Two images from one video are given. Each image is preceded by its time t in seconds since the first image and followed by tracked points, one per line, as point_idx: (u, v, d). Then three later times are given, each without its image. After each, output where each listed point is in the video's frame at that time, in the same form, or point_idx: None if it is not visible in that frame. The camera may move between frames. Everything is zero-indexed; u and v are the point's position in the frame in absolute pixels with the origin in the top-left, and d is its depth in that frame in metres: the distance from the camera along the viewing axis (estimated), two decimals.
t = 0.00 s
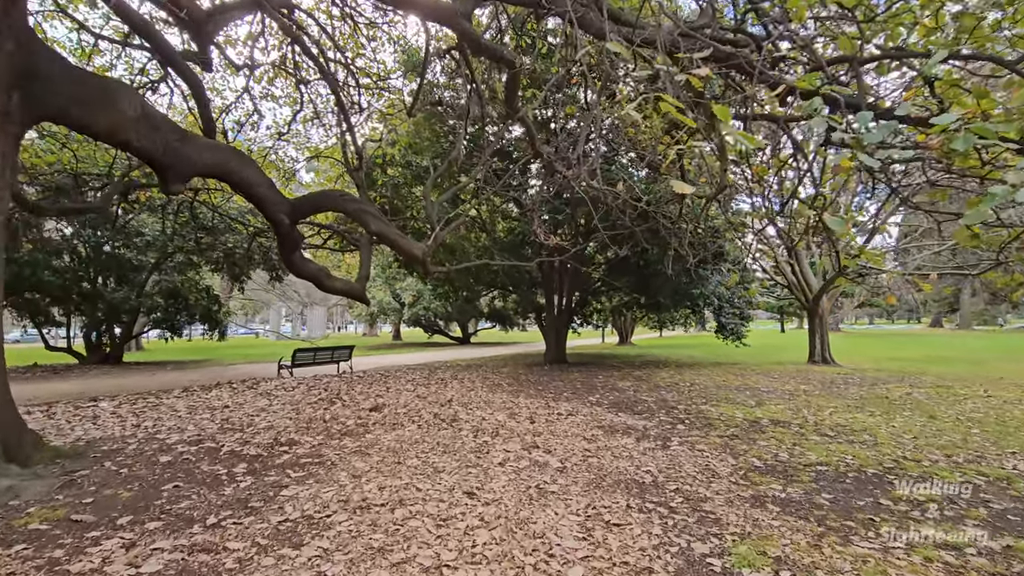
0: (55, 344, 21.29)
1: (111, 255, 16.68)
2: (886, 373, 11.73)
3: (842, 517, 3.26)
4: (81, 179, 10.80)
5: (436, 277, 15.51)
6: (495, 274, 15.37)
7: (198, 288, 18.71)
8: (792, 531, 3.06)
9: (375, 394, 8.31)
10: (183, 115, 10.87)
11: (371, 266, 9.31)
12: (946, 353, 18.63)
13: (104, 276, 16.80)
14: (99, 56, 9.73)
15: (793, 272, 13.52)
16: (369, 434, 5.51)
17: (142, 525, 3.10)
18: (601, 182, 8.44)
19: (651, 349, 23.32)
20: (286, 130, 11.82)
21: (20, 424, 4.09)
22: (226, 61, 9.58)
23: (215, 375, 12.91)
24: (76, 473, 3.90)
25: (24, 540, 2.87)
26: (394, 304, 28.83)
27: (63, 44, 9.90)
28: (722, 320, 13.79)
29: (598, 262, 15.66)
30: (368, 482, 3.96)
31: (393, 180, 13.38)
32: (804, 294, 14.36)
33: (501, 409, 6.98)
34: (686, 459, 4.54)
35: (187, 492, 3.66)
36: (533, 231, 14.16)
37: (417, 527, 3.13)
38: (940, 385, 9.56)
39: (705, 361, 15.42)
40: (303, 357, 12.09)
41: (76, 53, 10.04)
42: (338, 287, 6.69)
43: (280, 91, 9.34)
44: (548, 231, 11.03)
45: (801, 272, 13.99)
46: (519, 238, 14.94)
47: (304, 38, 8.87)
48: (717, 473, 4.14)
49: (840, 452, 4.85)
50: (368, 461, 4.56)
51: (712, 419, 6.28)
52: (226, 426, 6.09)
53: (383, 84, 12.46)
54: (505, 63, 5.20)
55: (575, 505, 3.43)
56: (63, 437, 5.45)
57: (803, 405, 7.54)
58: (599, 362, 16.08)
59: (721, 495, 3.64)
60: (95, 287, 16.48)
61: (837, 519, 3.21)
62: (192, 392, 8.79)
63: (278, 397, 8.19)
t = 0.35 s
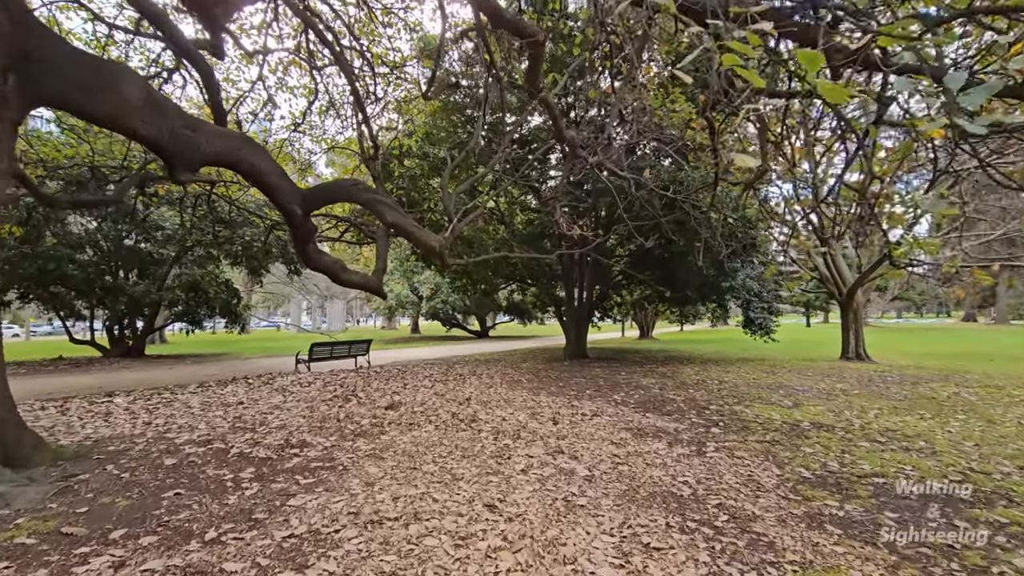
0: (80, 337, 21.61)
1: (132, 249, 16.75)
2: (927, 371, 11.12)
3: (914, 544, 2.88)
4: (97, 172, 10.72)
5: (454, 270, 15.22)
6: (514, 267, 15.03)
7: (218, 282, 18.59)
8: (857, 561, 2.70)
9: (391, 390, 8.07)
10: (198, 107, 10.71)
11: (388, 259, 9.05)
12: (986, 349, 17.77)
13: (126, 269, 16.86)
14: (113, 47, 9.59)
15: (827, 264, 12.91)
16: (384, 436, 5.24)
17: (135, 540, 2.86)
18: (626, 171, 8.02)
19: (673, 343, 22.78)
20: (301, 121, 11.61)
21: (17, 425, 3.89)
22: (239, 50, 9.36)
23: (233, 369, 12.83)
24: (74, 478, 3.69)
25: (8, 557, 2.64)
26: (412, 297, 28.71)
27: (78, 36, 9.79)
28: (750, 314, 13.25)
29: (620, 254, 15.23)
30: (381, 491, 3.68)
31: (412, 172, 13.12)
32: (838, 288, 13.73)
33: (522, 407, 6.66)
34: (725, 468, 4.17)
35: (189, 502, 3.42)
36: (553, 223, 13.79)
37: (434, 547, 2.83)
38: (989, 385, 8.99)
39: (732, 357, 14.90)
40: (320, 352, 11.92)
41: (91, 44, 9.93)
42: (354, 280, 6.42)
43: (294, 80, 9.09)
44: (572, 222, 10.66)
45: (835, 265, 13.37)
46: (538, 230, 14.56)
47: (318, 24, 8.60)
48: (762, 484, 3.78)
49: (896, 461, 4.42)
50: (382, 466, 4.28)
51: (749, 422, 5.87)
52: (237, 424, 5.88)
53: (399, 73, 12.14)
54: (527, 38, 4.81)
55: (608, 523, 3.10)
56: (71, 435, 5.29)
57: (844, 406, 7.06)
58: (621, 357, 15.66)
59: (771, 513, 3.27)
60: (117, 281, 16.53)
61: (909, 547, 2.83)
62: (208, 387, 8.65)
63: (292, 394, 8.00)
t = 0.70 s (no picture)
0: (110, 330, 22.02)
1: (157, 243, 16.87)
2: (980, 369, 10.37)
3: None
4: (119, 165, 10.70)
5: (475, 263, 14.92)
6: (536, 259, 14.64)
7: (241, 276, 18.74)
8: None
9: (410, 386, 7.80)
10: (217, 99, 10.58)
11: (406, 251, 8.77)
12: None
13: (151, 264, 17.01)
14: (132, 38, 9.50)
15: (869, 257, 12.17)
16: (399, 435, 4.94)
17: (119, 554, 2.60)
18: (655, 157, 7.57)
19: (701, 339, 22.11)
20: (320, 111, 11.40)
21: (13, 422, 3.69)
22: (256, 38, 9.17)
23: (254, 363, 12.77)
24: (68, 480, 3.46)
25: None
26: (434, 292, 28.55)
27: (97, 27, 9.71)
28: (785, 309, 12.61)
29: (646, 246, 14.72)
30: (392, 499, 3.36)
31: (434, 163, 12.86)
32: (881, 281, 12.96)
33: (546, 406, 6.29)
34: (775, 477, 3.73)
35: (184, 508, 3.14)
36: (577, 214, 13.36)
37: (447, 569, 2.50)
38: None
39: (764, 353, 14.28)
40: (339, 346, 11.75)
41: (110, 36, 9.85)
42: (372, 272, 6.14)
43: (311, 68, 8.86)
44: (598, 211, 10.25)
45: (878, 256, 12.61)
46: (562, 221, 14.14)
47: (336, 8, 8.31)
48: (818, 498, 3.36)
49: (969, 472, 3.92)
50: (396, 470, 3.97)
51: (793, 424, 5.39)
52: (249, 421, 5.65)
53: (419, 61, 11.84)
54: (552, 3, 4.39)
55: (645, 543, 2.72)
56: (80, 431, 5.12)
57: (897, 408, 6.49)
58: (648, 353, 15.14)
59: (834, 534, 2.84)
60: (143, 275, 16.68)
61: None
62: (225, 382, 8.49)
63: (309, 389, 7.79)
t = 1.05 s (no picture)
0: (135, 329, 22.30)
1: (178, 243, 16.95)
2: None
3: None
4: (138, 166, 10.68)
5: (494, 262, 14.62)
6: (556, 259, 14.28)
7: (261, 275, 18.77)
8: None
9: (426, 390, 7.54)
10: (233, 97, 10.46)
11: (422, 251, 8.50)
12: None
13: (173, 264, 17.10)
14: (149, 37, 9.40)
15: (911, 254, 11.50)
16: (412, 448, 4.65)
17: None
18: (684, 150, 7.14)
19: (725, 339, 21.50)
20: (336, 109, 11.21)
21: (5, 434, 3.50)
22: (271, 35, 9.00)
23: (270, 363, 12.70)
24: (58, 497, 3.25)
25: None
26: (453, 291, 28.36)
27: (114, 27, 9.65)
28: (819, 309, 12.02)
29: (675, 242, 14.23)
30: (400, 525, 3.07)
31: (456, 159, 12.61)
32: (922, 280, 12.26)
33: (567, 414, 5.96)
34: (825, 506, 3.34)
35: (175, 533, 2.90)
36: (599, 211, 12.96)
37: None
38: None
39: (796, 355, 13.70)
40: (356, 347, 11.57)
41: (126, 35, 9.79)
42: (386, 273, 5.87)
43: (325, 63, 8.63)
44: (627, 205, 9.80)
45: (919, 254, 11.92)
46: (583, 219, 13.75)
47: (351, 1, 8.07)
48: (878, 532, 2.98)
49: None
50: (406, 488, 3.67)
51: (838, 439, 4.95)
52: (258, 429, 5.43)
53: (437, 58, 11.58)
54: None
55: None
56: (85, 439, 4.95)
57: (950, 419, 5.99)
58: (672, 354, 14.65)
59: None
60: (165, 275, 16.78)
61: None
62: (238, 384, 8.34)
63: (323, 393, 7.57)
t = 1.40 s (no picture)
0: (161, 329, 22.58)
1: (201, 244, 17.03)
2: None
3: None
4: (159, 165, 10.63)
5: (516, 261, 14.27)
6: (579, 257, 13.87)
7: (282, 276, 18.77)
8: None
9: (445, 393, 7.24)
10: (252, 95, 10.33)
11: (441, 248, 8.19)
12: None
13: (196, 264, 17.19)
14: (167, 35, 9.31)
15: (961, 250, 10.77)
16: (429, 458, 4.33)
17: None
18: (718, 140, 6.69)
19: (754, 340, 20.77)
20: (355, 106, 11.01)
21: None
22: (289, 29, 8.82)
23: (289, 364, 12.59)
24: (47, 511, 3.02)
25: None
26: (474, 291, 28.11)
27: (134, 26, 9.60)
28: (859, 310, 11.37)
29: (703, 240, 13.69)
30: (411, 550, 2.75)
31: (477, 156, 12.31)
32: (972, 279, 11.50)
33: (594, 421, 5.58)
34: (897, 535, 2.91)
35: (164, 556, 2.63)
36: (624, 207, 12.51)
37: None
38: None
39: (833, 358, 13.03)
40: (375, 348, 11.35)
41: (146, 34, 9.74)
42: (405, 271, 5.56)
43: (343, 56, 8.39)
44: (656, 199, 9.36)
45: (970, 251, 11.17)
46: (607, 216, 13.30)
47: None
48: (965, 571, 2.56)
49: None
50: (421, 505, 3.35)
51: (897, 453, 4.47)
52: (269, 434, 5.18)
53: (457, 52, 11.29)
54: None
55: None
56: (91, 444, 4.76)
57: (1019, 431, 5.43)
58: (701, 356, 14.09)
59: None
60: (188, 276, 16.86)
61: None
62: (255, 386, 8.15)
63: (339, 396, 7.32)
